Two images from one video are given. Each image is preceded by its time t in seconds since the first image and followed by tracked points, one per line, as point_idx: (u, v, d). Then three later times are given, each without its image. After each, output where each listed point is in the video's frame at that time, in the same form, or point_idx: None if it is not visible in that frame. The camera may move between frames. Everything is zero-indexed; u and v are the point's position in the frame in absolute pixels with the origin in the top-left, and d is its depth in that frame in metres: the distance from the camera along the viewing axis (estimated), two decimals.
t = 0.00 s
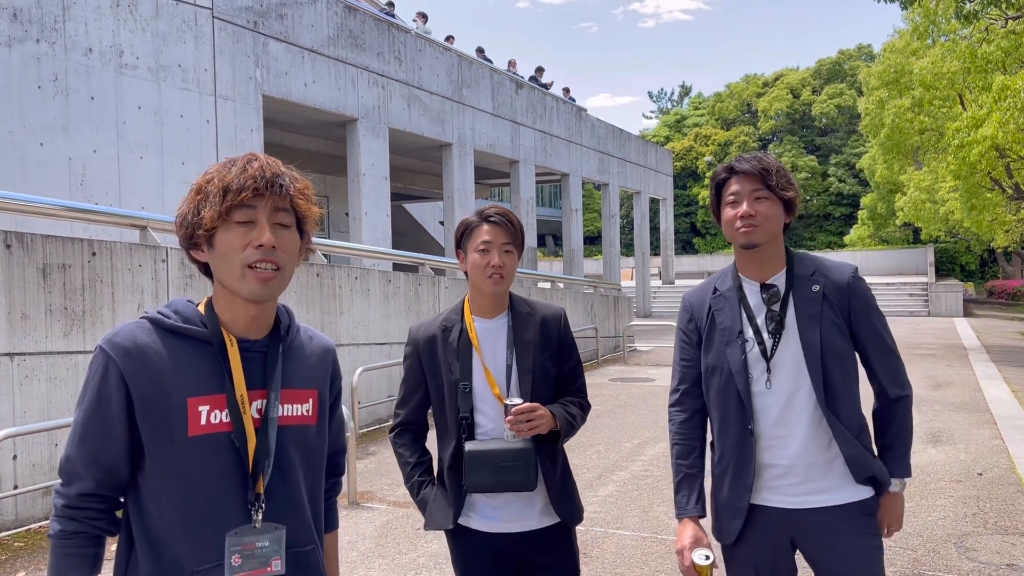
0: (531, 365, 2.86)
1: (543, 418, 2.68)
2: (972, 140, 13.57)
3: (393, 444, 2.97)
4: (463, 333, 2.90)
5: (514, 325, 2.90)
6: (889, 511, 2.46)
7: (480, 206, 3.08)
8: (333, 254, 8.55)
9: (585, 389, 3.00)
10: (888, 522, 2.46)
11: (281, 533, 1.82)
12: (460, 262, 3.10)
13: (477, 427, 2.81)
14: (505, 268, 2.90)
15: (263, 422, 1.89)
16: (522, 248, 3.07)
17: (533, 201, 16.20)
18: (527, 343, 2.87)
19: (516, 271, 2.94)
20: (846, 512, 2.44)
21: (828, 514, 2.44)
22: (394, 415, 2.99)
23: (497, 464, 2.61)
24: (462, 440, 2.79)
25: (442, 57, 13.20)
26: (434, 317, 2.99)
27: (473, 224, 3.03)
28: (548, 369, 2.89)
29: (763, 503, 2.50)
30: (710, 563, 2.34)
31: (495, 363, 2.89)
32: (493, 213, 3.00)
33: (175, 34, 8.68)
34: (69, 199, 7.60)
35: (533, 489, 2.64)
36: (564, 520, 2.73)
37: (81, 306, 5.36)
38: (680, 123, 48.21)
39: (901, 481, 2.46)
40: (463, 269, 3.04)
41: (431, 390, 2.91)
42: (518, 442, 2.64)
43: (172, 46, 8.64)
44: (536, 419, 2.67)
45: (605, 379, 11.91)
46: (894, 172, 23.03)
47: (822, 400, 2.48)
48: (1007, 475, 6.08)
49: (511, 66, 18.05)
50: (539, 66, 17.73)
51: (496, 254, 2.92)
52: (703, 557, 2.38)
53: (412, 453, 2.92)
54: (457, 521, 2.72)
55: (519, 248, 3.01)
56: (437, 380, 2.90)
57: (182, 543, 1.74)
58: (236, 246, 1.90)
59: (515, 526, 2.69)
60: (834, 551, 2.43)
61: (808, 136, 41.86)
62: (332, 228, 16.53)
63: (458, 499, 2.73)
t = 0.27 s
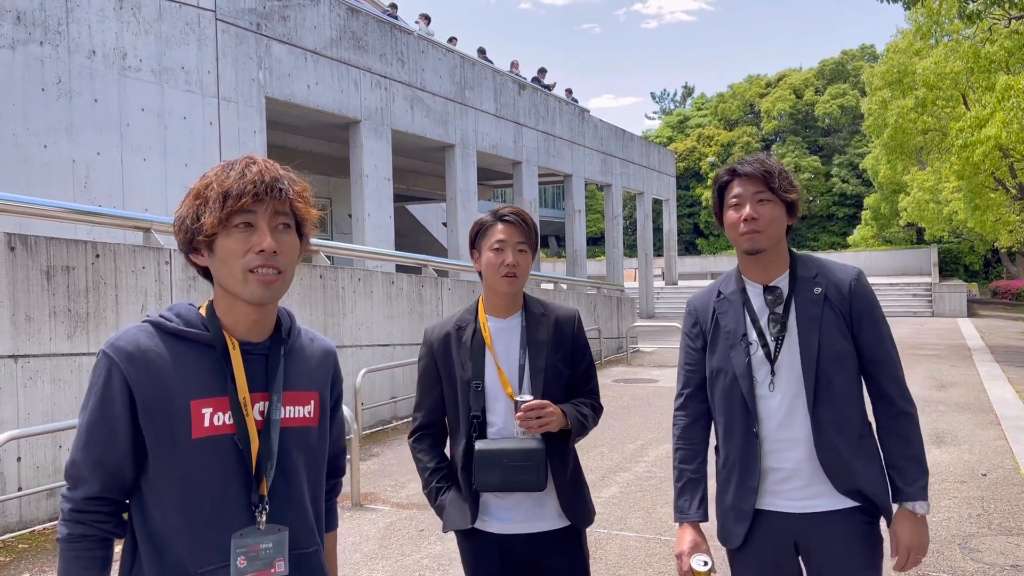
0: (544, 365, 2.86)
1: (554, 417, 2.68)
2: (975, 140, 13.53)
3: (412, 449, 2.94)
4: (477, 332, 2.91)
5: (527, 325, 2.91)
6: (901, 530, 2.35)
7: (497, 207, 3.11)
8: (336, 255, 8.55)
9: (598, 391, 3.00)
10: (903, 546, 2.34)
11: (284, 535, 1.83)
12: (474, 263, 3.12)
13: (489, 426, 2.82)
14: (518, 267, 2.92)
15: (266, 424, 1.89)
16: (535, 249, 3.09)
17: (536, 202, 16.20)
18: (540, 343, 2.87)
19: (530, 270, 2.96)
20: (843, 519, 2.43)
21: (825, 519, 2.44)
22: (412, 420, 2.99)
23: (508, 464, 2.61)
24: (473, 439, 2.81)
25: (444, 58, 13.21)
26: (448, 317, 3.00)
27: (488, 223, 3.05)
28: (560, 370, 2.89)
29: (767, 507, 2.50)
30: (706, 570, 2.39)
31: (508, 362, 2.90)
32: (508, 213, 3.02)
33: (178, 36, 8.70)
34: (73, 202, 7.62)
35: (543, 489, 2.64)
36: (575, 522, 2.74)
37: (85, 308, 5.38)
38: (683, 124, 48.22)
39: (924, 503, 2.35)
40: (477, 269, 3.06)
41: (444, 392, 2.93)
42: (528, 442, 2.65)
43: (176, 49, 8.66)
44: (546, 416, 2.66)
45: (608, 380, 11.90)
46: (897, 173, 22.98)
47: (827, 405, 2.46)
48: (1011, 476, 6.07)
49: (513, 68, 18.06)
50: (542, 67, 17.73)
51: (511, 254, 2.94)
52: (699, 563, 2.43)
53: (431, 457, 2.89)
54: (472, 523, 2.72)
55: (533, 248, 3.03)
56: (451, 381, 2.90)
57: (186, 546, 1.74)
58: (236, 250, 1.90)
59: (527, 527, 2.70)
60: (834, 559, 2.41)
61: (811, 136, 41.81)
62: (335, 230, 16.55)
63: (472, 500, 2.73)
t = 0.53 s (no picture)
0: (557, 365, 2.85)
1: (570, 410, 2.69)
2: (977, 140, 13.51)
3: (424, 447, 2.96)
4: (490, 330, 2.92)
5: (540, 324, 2.91)
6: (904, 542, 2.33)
7: (513, 206, 3.11)
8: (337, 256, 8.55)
9: (610, 392, 3.01)
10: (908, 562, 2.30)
11: (282, 537, 1.83)
12: (489, 260, 3.12)
13: (499, 422, 2.82)
14: (540, 266, 2.92)
15: (265, 427, 1.89)
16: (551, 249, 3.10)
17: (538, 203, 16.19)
18: (553, 343, 2.87)
19: (549, 270, 2.97)
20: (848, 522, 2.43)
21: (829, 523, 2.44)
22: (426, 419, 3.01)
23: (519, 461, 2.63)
24: (484, 436, 2.81)
25: (446, 59, 13.22)
26: (460, 316, 3.02)
27: (508, 221, 3.05)
28: (573, 371, 2.90)
29: (778, 507, 2.50)
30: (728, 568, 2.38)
31: (520, 360, 2.90)
32: (528, 212, 3.04)
33: (180, 38, 8.71)
34: (74, 203, 7.63)
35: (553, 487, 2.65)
36: (585, 523, 2.73)
37: (86, 309, 5.38)
38: (685, 124, 48.22)
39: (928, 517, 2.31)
40: (494, 267, 3.05)
41: (458, 389, 2.94)
42: (540, 441, 2.66)
43: (177, 50, 8.67)
44: (562, 407, 2.67)
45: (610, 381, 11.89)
46: (899, 173, 22.95)
47: (840, 406, 2.46)
48: (1013, 477, 6.05)
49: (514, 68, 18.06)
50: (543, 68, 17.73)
51: (533, 252, 2.95)
52: (721, 560, 2.43)
53: (444, 456, 2.91)
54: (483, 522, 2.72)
55: (551, 249, 3.05)
56: (463, 378, 2.92)
57: (185, 548, 1.74)
58: (233, 254, 1.90)
59: (538, 526, 2.70)
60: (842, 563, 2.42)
61: (813, 136, 41.79)
62: (336, 230, 16.56)
63: (483, 498, 2.73)
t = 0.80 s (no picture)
0: (566, 363, 2.87)
1: (583, 398, 2.71)
2: (978, 140, 13.49)
3: (433, 447, 2.97)
4: (499, 330, 2.93)
5: (550, 325, 2.92)
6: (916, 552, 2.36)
7: (524, 206, 3.08)
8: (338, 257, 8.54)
9: (618, 390, 3.02)
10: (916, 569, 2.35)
11: (279, 537, 1.83)
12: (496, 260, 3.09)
13: (510, 421, 2.83)
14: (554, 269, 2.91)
15: (262, 426, 1.90)
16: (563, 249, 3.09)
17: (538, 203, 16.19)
18: (563, 342, 2.88)
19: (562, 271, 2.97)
20: (859, 524, 2.43)
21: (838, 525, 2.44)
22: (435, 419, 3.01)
23: (531, 460, 2.63)
24: (495, 435, 2.81)
25: (446, 60, 13.22)
26: (470, 316, 3.03)
27: (520, 222, 3.00)
28: (583, 370, 2.91)
29: (791, 509, 2.49)
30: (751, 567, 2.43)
31: (530, 359, 2.91)
32: (540, 213, 3.01)
33: (180, 39, 8.71)
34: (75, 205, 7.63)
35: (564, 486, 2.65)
36: (595, 523, 2.74)
37: (87, 310, 5.38)
38: (685, 124, 48.22)
39: (938, 527, 2.34)
40: (504, 267, 3.02)
41: (467, 389, 2.95)
42: (552, 440, 2.67)
43: (178, 51, 8.68)
44: (574, 394, 2.70)
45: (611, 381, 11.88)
46: (900, 172, 22.93)
47: (857, 406, 2.44)
48: (1014, 477, 6.05)
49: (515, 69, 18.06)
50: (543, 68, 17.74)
51: (549, 254, 2.94)
52: (743, 559, 2.47)
53: (453, 457, 2.91)
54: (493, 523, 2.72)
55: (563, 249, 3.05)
56: (472, 377, 2.93)
57: (183, 548, 1.74)
58: (224, 254, 1.91)
59: (550, 526, 2.70)
60: (855, 566, 2.42)
61: (813, 136, 41.77)
62: (337, 231, 16.56)
63: (494, 499, 2.73)
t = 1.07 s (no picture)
0: (571, 364, 2.88)
1: (590, 392, 2.72)
2: (977, 140, 13.50)
3: (437, 447, 2.96)
4: (504, 330, 2.93)
5: (554, 325, 2.93)
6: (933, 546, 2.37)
7: (531, 206, 3.09)
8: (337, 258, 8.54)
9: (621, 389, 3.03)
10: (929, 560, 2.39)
11: (278, 537, 1.82)
12: (502, 259, 3.09)
13: (515, 421, 2.84)
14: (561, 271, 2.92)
15: (260, 426, 1.89)
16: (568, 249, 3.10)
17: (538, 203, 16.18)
18: (568, 343, 2.90)
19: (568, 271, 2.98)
20: (868, 527, 2.43)
21: (847, 527, 2.44)
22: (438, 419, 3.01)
23: (536, 460, 2.64)
24: (500, 434, 2.82)
25: (446, 60, 13.22)
26: (475, 316, 3.02)
27: (526, 222, 3.01)
28: (587, 369, 2.91)
29: (800, 510, 2.50)
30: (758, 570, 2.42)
31: (535, 360, 2.92)
32: (547, 214, 3.01)
33: (180, 40, 8.71)
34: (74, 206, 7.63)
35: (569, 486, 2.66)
36: (600, 523, 2.74)
37: (87, 311, 5.38)
38: (684, 124, 48.23)
39: (963, 525, 2.33)
40: (510, 267, 3.03)
41: (471, 389, 2.95)
42: (558, 440, 2.67)
43: (177, 52, 8.68)
44: (581, 386, 2.70)
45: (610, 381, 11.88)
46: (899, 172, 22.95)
47: (868, 407, 2.44)
48: (1014, 476, 6.05)
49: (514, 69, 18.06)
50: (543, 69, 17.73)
51: (555, 255, 2.95)
52: (750, 562, 2.47)
53: (457, 457, 2.91)
54: (498, 523, 2.72)
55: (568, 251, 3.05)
56: (476, 377, 2.93)
57: (181, 548, 1.75)
58: (232, 254, 1.90)
59: (554, 527, 2.71)
60: (866, 569, 2.43)
61: (812, 136, 41.80)
62: (336, 232, 16.56)
63: (499, 499, 2.73)
